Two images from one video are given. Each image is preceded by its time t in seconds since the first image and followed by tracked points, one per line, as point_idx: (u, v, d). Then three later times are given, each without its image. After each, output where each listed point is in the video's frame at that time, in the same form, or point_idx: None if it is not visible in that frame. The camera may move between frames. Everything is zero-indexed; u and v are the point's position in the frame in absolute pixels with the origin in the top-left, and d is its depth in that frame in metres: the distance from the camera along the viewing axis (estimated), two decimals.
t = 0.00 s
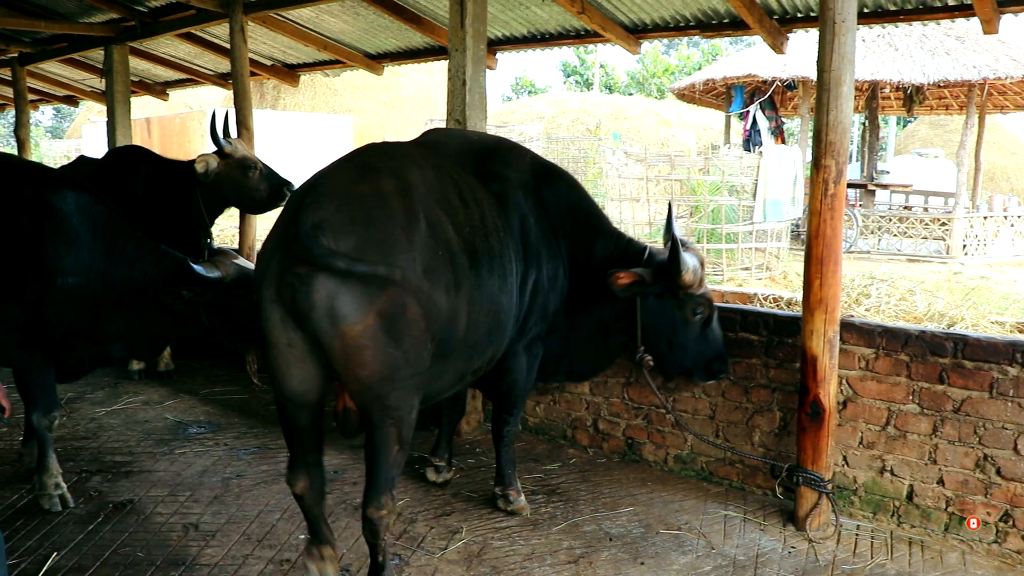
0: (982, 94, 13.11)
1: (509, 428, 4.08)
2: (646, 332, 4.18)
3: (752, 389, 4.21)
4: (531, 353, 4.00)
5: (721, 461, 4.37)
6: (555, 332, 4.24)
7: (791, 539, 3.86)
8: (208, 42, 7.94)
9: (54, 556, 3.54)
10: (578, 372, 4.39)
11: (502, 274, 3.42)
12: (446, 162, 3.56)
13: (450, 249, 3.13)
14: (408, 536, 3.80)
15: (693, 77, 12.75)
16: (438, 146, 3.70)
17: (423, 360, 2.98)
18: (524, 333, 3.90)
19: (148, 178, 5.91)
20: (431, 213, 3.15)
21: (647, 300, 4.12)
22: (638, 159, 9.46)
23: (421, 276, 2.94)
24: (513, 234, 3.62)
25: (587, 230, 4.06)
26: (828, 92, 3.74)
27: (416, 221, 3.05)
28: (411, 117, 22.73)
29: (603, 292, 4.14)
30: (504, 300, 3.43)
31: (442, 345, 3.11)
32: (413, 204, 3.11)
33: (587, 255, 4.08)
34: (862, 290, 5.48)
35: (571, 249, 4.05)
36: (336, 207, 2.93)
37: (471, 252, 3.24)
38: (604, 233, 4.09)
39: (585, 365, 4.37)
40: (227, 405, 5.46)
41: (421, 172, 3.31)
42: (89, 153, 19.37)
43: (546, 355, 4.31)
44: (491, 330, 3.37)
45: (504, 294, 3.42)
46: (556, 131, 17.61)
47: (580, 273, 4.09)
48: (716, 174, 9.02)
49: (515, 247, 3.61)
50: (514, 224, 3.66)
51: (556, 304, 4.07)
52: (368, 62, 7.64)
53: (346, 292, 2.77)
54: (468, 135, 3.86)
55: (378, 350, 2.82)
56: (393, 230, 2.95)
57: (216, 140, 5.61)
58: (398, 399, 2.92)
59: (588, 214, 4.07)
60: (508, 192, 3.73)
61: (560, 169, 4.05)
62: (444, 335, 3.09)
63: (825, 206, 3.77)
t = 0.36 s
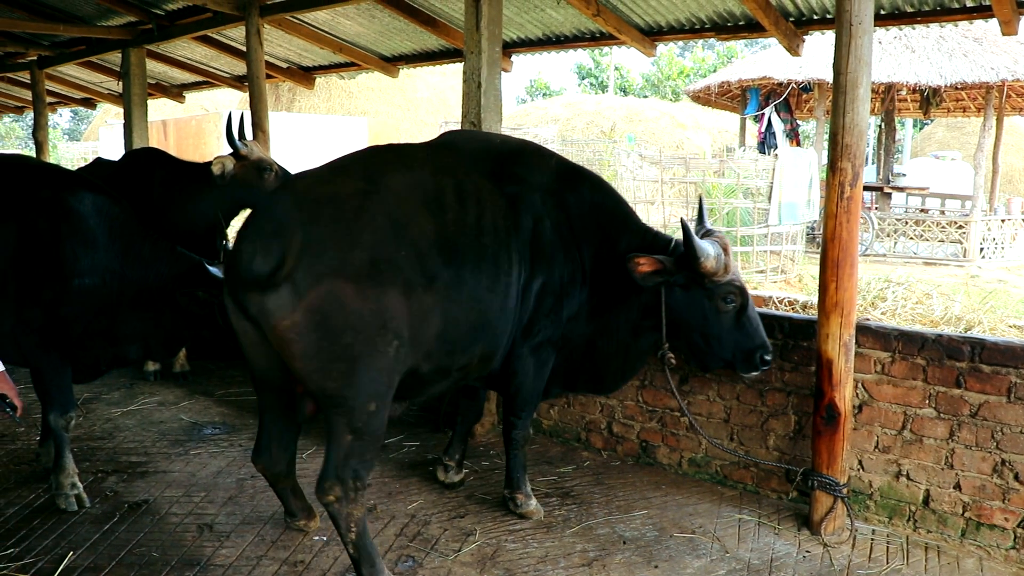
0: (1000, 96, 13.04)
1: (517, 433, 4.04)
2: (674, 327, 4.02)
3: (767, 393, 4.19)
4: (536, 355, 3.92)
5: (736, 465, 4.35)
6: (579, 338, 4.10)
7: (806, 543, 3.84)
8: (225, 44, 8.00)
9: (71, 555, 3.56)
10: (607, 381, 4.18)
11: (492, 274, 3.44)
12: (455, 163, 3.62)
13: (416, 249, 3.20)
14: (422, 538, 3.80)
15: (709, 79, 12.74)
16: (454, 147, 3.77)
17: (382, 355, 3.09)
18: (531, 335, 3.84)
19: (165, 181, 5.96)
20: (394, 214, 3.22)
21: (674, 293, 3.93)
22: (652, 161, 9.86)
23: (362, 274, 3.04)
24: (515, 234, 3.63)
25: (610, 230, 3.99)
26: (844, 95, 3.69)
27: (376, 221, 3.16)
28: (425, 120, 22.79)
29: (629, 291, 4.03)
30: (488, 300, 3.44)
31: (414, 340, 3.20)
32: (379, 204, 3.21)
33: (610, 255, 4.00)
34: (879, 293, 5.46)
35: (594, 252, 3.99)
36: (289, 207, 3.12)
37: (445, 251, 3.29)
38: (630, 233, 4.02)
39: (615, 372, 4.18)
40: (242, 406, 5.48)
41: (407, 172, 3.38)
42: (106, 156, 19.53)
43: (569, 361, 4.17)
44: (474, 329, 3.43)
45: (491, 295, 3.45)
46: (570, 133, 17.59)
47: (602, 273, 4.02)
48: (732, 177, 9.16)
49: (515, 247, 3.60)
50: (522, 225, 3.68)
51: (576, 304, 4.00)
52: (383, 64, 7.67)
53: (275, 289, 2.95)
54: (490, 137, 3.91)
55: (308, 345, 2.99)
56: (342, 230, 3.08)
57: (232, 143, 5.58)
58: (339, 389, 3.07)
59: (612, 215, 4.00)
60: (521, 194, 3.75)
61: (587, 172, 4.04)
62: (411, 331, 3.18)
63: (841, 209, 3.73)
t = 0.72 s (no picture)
0: (1004, 100, 13.06)
1: (513, 437, 4.02)
2: (684, 326, 3.88)
3: (770, 396, 4.19)
4: (527, 356, 3.89)
5: (739, 468, 4.35)
6: (588, 340, 4.05)
7: (809, 547, 3.83)
8: (228, 47, 8.02)
9: (73, 558, 3.56)
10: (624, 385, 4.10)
11: (454, 276, 3.62)
12: (440, 167, 3.78)
13: (376, 247, 3.43)
14: (425, 541, 3.80)
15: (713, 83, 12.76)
16: (451, 151, 3.89)
17: (336, 344, 3.29)
18: (520, 334, 3.83)
19: (170, 184, 5.98)
20: (361, 216, 3.46)
21: (675, 288, 3.80)
22: (657, 165, 10.28)
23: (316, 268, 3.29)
24: (493, 235, 3.74)
25: (613, 228, 3.93)
26: (847, 98, 3.67)
27: (339, 220, 3.41)
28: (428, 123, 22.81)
29: (634, 290, 3.95)
30: (448, 299, 3.62)
31: (374, 333, 3.42)
32: (342, 204, 3.47)
33: (611, 254, 3.93)
34: (883, 297, 5.46)
35: (597, 251, 3.94)
36: (257, 207, 3.42)
37: (406, 251, 3.51)
38: (632, 231, 3.93)
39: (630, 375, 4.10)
40: (245, 409, 5.49)
41: (380, 177, 3.63)
42: (110, 159, 19.57)
43: (582, 363, 4.12)
44: (435, 327, 3.63)
45: (455, 293, 3.63)
46: (573, 136, 17.58)
47: (606, 273, 3.95)
48: (734, 179, 9.50)
49: (488, 249, 3.71)
50: (505, 226, 3.77)
51: (578, 305, 3.95)
52: (387, 68, 7.68)
53: (235, 281, 3.27)
54: (493, 140, 4.00)
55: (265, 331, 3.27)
56: (302, 229, 3.35)
57: (235, 146, 5.61)
58: (295, 374, 3.31)
59: (614, 214, 3.95)
60: (511, 195, 3.82)
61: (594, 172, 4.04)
62: (368, 324, 3.39)
63: (844, 211, 3.72)
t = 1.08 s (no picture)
0: (1001, 104, 13.13)
1: (510, 441, 4.00)
2: (683, 338, 3.80)
3: (768, 400, 4.19)
4: (521, 359, 3.88)
5: (737, 472, 4.35)
6: (588, 349, 4.01)
7: (808, 551, 3.83)
8: (226, 52, 8.03)
9: (71, 563, 3.56)
10: (624, 395, 4.07)
11: (440, 277, 3.73)
12: (437, 172, 3.89)
13: (361, 247, 3.62)
14: (423, 546, 3.80)
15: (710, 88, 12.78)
16: (453, 155, 4.00)
17: (316, 338, 3.55)
18: (513, 335, 3.83)
19: (168, 188, 5.99)
20: (347, 214, 3.66)
21: (674, 301, 3.74)
22: (654, 170, 10.25)
23: (302, 266, 3.53)
24: (486, 239, 3.80)
25: (614, 237, 3.89)
26: (845, 103, 3.67)
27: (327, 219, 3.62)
28: (426, 127, 22.82)
29: (635, 298, 3.89)
30: (434, 299, 3.73)
31: (359, 329, 3.63)
32: (331, 203, 3.67)
33: (610, 262, 3.88)
34: (880, 300, 5.46)
35: (598, 259, 3.90)
36: (248, 202, 3.67)
37: (391, 253, 3.67)
38: (634, 238, 3.87)
39: (633, 383, 4.02)
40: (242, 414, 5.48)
41: (372, 181, 3.79)
42: (108, 163, 19.54)
43: (584, 370, 4.08)
44: (421, 326, 3.75)
45: (440, 293, 3.74)
46: (571, 141, 17.58)
47: (606, 282, 3.91)
48: (732, 184, 9.49)
49: (480, 252, 3.79)
50: (499, 230, 3.82)
51: (577, 310, 3.91)
52: (385, 72, 7.70)
53: (223, 270, 3.51)
54: (498, 146, 4.07)
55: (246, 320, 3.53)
56: (292, 226, 3.58)
57: (233, 151, 5.61)
58: (271, 359, 3.57)
59: (617, 220, 3.90)
60: (509, 199, 3.87)
61: (599, 178, 4.01)
62: (352, 320, 3.61)
63: (841, 216, 3.72)
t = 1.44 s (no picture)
0: (1001, 108, 13.17)
1: (511, 445, 3.99)
2: (686, 347, 3.78)
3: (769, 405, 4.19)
4: (521, 364, 3.86)
5: (738, 477, 4.35)
6: (591, 355, 3.99)
7: (809, 555, 3.82)
8: (227, 56, 8.04)
9: (71, 568, 3.55)
10: (629, 402, 4.05)
11: (438, 282, 3.77)
12: (438, 177, 3.91)
13: (359, 251, 3.69)
14: (424, 550, 3.79)
15: (711, 92, 12.80)
16: (458, 159, 4.02)
17: (321, 344, 3.64)
18: (513, 339, 3.82)
19: (169, 193, 5.99)
20: (346, 220, 3.72)
21: (678, 311, 3.71)
22: (655, 174, 10.34)
23: (302, 272, 3.62)
24: (486, 244, 3.81)
25: (618, 243, 3.85)
26: (845, 107, 3.67)
27: (324, 224, 3.71)
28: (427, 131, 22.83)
29: (638, 306, 3.87)
30: (431, 305, 3.77)
31: (359, 332, 3.71)
32: (329, 209, 3.75)
33: (614, 267, 3.84)
34: (881, 305, 5.46)
35: (601, 265, 3.86)
36: (249, 209, 3.75)
37: (388, 258, 3.72)
38: (637, 244, 3.83)
39: (639, 388, 4.01)
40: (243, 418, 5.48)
41: (368, 187, 3.85)
42: (109, 167, 19.55)
43: (590, 375, 4.05)
44: (419, 331, 3.79)
45: (437, 299, 3.77)
46: (572, 145, 17.60)
47: (609, 289, 3.87)
48: (733, 189, 9.64)
49: (478, 257, 3.80)
50: (499, 235, 3.82)
51: (579, 315, 3.88)
52: (386, 76, 7.72)
53: (225, 276, 3.59)
54: (503, 150, 4.07)
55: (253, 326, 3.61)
56: (291, 233, 3.67)
57: (234, 155, 5.61)
58: (286, 365, 3.65)
59: (621, 226, 3.86)
60: (510, 204, 3.86)
61: (605, 182, 3.96)
62: (352, 324, 3.69)
63: (843, 220, 3.71)
